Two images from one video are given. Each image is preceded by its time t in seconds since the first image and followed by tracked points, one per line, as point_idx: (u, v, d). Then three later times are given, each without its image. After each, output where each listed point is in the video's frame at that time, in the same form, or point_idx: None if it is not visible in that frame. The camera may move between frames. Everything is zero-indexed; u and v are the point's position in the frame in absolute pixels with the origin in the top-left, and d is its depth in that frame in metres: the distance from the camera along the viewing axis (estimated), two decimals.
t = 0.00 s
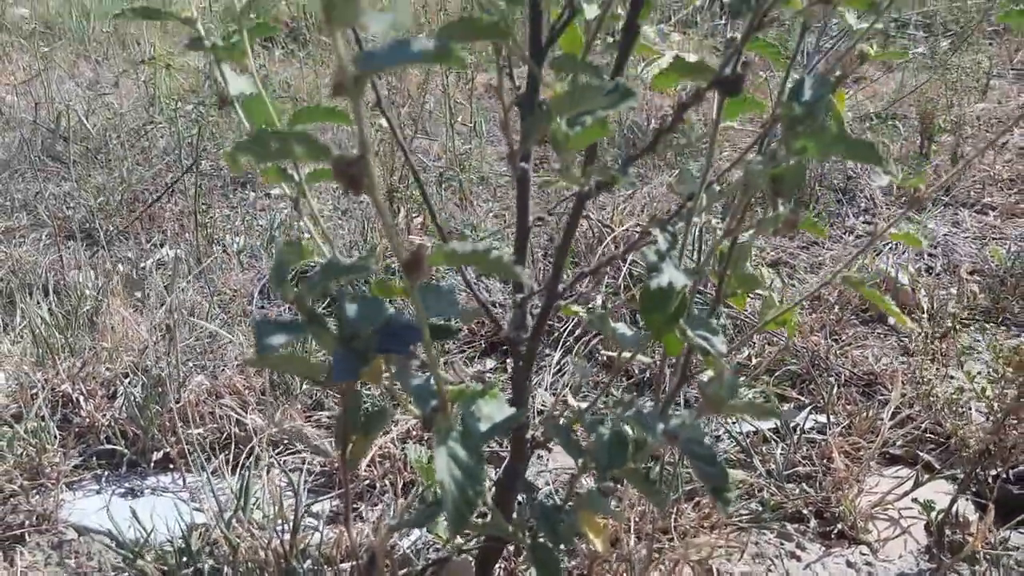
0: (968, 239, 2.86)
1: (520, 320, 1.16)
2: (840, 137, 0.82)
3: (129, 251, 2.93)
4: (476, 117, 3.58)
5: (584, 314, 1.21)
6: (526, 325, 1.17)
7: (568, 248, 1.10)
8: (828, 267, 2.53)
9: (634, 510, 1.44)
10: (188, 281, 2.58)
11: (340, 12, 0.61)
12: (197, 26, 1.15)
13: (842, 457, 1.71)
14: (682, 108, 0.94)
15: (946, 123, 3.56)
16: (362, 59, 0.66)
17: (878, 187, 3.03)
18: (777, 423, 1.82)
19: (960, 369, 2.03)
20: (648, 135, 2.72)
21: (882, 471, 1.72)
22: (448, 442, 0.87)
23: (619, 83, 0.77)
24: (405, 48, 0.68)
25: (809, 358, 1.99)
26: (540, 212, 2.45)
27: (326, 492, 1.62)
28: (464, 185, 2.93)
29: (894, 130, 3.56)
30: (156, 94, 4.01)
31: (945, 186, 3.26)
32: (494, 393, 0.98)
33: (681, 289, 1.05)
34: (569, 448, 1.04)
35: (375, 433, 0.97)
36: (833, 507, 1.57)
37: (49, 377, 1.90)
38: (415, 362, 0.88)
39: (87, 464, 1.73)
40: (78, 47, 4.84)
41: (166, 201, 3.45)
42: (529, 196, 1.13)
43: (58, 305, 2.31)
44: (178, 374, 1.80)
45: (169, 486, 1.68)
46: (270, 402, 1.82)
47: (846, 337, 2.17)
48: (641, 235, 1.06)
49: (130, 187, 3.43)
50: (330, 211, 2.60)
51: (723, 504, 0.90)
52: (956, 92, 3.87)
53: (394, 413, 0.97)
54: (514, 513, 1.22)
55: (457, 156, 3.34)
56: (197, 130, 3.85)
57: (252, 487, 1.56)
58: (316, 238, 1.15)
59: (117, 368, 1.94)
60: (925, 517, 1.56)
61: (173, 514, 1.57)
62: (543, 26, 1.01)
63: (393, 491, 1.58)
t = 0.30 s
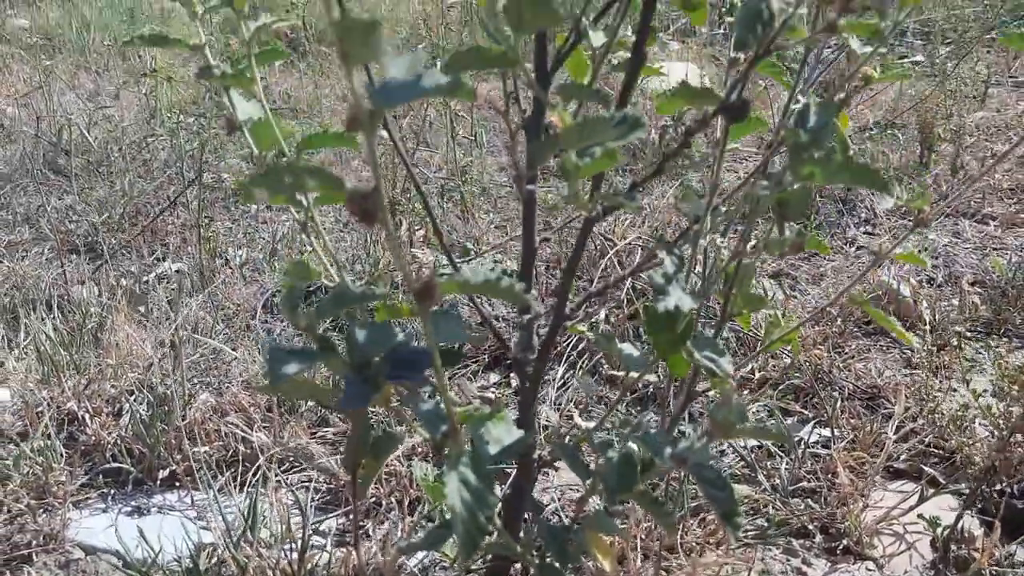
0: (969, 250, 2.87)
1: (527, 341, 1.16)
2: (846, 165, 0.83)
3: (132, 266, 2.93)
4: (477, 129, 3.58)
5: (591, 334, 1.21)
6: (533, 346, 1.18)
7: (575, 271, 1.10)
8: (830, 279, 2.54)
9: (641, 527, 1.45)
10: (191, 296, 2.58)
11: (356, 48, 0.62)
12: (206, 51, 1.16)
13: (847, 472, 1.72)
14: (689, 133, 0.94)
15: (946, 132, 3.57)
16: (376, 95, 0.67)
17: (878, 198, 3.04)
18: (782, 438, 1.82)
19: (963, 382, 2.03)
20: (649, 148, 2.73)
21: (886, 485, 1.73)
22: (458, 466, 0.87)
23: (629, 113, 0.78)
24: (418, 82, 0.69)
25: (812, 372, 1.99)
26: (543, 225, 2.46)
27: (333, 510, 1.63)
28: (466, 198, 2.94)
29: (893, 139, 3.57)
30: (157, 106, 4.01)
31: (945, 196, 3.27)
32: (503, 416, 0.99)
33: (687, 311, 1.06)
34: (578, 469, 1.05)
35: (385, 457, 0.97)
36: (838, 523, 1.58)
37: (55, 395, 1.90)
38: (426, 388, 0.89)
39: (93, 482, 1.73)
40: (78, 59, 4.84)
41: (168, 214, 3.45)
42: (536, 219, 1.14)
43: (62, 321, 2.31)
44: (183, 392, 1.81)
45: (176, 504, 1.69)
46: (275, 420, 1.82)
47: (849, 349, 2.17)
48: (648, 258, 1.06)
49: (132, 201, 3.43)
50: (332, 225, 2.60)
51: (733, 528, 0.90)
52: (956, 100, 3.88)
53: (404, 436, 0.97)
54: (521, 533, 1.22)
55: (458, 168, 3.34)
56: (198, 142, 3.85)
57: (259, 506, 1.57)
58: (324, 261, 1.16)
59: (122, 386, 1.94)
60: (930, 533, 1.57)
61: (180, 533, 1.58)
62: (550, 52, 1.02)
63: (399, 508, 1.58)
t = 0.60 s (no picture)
0: (965, 259, 2.88)
1: (523, 360, 1.17)
2: (838, 187, 0.84)
3: (131, 278, 2.93)
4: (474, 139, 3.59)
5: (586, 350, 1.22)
6: (529, 363, 1.18)
7: (571, 290, 1.11)
8: (827, 289, 2.55)
9: (637, 542, 1.46)
10: (190, 308, 2.59)
11: (354, 79, 0.64)
12: (204, 72, 1.17)
13: (843, 485, 1.72)
14: (683, 155, 0.95)
15: (942, 141, 3.58)
16: (373, 122, 0.68)
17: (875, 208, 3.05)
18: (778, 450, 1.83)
19: (959, 395, 2.04)
20: (646, 159, 2.74)
21: (882, 498, 1.74)
22: (454, 488, 0.88)
23: (622, 139, 0.79)
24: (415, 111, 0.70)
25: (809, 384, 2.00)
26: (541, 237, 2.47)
27: (330, 525, 1.64)
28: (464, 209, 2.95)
29: (889, 148, 3.59)
30: (156, 117, 4.02)
31: (942, 206, 3.29)
32: (499, 433, 0.99)
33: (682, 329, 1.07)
34: (574, 486, 1.05)
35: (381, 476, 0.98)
36: (834, 536, 1.59)
37: (53, 410, 1.91)
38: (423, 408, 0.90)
39: (91, 498, 1.74)
40: (76, 69, 4.85)
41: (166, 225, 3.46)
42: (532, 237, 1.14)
43: (61, 335, 2.32)
44: (181, 407, 1.81)
45: (174, 520, 1.69)
46: (273, 434, 1.83)
47: (846, 360, 2.18)
48: (644, 276, 1.07)
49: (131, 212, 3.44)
50: (330, 237, 2.61)
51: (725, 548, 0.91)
52: (952, 108, 3.89)
53: (400, 454, 0.98)
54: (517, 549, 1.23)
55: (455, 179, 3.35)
56: (197, 152, 3.86)
57: (257, 522, 1.58)
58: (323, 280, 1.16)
59: (121, 401, 1.95)
60: (926, 546, 1.58)
61: (178, 549, 1.59)
62: (545, 74, 1.03)
63: (397, 522, 1.59)
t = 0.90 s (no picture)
0: (959, 274, 2.90)
1: (519, 383, 1.18)
2: (829, 217, 0.85)
3: (128, 290, 2.94)
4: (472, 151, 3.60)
5: (582, 372, 1.23)
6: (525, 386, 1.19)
7: (567, 314, 1.12)
8: (822, 304, 2.56)
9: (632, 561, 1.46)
10: (187, 321, 2.59)
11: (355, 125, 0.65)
12: (203, 97, 1.18)
13: (838, 502, 1.73)
14: (676, 184, 0.97)
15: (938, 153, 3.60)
16: (370, 165, 0.69)
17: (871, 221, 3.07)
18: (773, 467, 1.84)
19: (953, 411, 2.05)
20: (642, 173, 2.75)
21: (877, 515, 1.75)
22: (451, 515, 0.89)
23: (616, 174, 0.80)
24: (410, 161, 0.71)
25: (804, 401, 2.01)
26: (538, 252, 2.48)
27: (327, 542, 1.64)
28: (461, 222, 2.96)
29: (885, 161, 3.60)
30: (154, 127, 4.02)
31: (937, 219, 3.30)
32: (495, 459, 1.00)
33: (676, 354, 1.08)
34: (569, 509, 1.06)
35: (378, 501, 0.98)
36: (829, 554, 1.60)
37: (51, 425, 1.91)
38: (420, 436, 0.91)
39: (88, 515, 1.75)
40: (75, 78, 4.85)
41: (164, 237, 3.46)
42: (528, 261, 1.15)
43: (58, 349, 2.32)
44: (179, 423, 1.82)
45: (171, 536, 1.70)
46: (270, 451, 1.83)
47: (841, 376, 2.19)
48: (638, 300, 1.08)
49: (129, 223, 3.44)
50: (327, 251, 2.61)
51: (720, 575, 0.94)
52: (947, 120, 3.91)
53: (397, 480, 0.98)
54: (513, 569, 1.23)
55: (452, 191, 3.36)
56: (195, 163, 3.86)
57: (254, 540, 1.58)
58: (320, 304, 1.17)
59: (118, 416, 1.95)
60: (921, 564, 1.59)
61: (175, 567, 1.59)
62: (541, 101, 1.05)
63: (393, 540, 1.59)
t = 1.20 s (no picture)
0: (957, 287, 2.90)
1: (521, 401, 1.18)
2: (831, 241, 0.86)
3: (128, 301, 2.93)
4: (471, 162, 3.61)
5: (583, 391, 1.23)
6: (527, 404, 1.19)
7: (570, 333, 1.12)
8: (821, 317, 2.56)
9: None
10: (187, 332, 2.59)
11: (366, 158, 0.66)
12: (207, 116, 1.18)
13: (838, 518, 1.73)
14: (679, 207, 0.97)
15: (935, 167, 3.61)
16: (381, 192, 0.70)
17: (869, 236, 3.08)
18: (772, 482, 1.84)
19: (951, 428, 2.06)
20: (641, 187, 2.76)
21: (877, 531, 1.75)
22: (455, 537, 0.89)
23: (620, 198, 0.81)
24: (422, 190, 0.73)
25: (804, 415, 2.02)
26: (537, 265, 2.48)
27: (327, 556, 1.65)
28: (460, 234, 2.96)
29: (882, 175, 3.61)
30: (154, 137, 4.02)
31: (935, 232, 3.30)
32: (496, 478, 1.01)
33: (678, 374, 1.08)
34: (572, 528, 1.06)
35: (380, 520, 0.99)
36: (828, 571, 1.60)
37: (51, 439, 1.91)
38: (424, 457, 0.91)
39: (88, 529, 1.75)
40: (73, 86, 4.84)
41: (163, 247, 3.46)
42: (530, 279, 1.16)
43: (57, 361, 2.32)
44: (178, 437, 1.82)
45: (170, 551, 1.70)
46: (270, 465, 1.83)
47: (839, 391, 2.19)
48: (641, 320, 1.09)
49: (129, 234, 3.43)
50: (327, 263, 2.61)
51: None
52: (946, 133, 3.91)
53: (398, 499, 0.99)
54: None
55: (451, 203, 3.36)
56: (194, 173, 3.86)
57: (254, 556, 1.58)
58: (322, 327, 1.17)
59: (118, 429, 1.95)
60: None
61: None
62: (544, 122, 1.05)
63: (394, 555, 1.59)
